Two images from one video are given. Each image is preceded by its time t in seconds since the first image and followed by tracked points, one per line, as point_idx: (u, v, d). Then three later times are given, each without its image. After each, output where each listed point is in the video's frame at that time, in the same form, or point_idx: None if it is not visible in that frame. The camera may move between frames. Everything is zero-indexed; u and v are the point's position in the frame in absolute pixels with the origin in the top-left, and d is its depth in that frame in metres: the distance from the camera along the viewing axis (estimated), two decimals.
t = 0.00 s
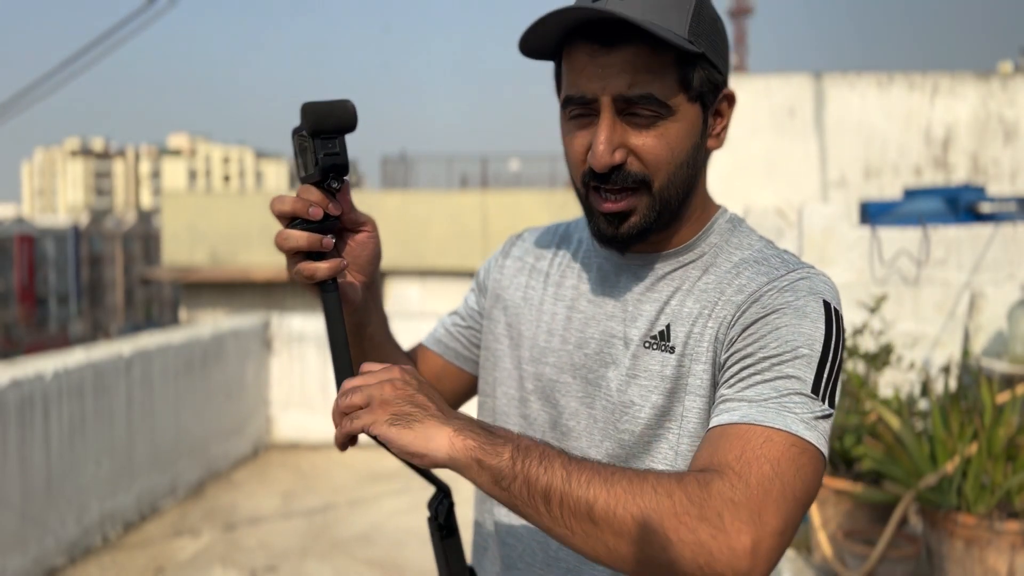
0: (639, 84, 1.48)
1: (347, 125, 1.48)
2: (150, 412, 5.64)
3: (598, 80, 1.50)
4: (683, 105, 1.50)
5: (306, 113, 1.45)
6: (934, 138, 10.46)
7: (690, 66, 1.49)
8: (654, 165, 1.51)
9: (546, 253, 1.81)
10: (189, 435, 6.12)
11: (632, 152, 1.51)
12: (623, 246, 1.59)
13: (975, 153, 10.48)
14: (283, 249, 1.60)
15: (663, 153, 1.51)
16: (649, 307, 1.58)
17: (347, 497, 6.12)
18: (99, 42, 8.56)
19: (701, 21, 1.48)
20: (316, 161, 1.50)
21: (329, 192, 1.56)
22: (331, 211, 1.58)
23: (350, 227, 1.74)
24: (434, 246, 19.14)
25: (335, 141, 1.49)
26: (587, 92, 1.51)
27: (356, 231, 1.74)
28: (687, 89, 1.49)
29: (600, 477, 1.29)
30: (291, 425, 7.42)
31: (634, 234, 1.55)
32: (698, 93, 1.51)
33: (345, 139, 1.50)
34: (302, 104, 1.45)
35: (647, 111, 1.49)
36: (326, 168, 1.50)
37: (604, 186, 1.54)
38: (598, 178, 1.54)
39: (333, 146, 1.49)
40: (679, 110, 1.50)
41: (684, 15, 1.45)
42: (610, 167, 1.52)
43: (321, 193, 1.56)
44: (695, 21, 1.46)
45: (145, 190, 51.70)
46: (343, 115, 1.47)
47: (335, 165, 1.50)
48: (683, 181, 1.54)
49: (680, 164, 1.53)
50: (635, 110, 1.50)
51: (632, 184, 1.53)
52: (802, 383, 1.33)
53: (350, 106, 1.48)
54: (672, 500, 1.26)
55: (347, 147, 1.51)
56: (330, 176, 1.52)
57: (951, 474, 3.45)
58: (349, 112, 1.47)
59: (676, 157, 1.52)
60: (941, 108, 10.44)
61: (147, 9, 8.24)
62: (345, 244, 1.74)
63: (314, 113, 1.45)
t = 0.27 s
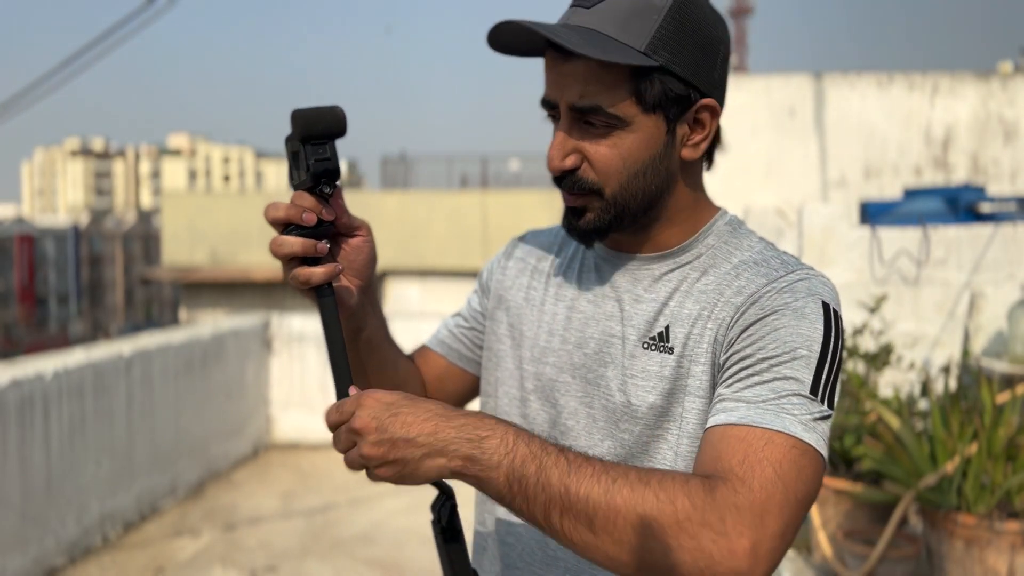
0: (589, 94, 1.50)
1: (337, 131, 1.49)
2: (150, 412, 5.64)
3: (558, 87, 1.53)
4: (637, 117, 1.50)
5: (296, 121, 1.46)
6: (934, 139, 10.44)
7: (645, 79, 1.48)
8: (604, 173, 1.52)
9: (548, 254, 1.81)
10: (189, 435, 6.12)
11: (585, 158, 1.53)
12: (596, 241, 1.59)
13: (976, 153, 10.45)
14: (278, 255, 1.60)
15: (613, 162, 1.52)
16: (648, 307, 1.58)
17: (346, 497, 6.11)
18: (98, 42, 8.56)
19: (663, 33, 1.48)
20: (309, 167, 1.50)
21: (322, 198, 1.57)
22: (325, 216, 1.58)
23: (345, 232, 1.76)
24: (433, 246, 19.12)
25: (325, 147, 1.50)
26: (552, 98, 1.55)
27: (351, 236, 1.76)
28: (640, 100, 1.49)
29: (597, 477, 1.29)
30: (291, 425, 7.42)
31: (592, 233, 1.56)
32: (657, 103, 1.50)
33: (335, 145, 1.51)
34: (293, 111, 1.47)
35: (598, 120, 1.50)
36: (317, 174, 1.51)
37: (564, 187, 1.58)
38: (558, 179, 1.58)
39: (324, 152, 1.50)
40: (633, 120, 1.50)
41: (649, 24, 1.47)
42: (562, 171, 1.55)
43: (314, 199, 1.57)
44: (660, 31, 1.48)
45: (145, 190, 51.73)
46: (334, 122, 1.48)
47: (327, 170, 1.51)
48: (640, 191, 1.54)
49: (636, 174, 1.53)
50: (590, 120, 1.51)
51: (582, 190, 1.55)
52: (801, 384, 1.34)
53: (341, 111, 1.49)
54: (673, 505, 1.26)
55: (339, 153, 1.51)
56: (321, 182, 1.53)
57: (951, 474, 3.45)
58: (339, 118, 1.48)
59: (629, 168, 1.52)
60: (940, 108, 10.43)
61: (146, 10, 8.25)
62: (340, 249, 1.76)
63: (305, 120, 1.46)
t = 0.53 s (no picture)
0: (588, 113, 1.49)
1: (338, 130, 1.49)
2: (150, 412, 5.64)
3: (556, 109, 1.53)
4: (638, 129, 1.49)
5: (297, 117, 1.46)
6: (934, 139, 10.44)
7: (644, 93, 1.48)
8: (611, 189, 1.52)
9: (553, 255, 1.81)
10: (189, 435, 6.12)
11: (591, 175, 1.53)
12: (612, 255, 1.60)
13: (976, 153, 10.43)
14: (276, 252, 1.60)
15: (620, 176, 1.51)
16: (653, 307, 1.58)
17: (346, 497, 6.11)
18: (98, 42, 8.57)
19: (655, 46, 1.48)
20: (308, 166, 1.51)
21: (320, 197, 1.57)
22: (323, 214, 1.58)
23: (345, 232, 1.76)
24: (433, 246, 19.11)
25: (325, 145, 1.50)
26: (550, 118, 1.55)
27: (351, 236, 1.76)
28: (640, 113, 1.49)
29: (592, 473, 1.30)
30: (291, 425, 7.42)
31: (604, 246, 1.57)
32: (658, 114, 1.50)
33: (336, 144, 1.50)
34: (295, 109, 1.46)
35: (599, 138, 1.50)
36: (316, 172, 1.51)
37: (572, 205, 1.58)
38: (564, 196, 1.58)
39: (323, 151, 1.50)
40: (635, 134, 1.49)
41: (642, 37, 1.48)
42: (569, 190, 1.55)
43: (312, 196, 1.57)
44: (654, 43, 1.48)
45: (145, 190, 51.76)
46: (334, 121, 1.48)
47: (326, 169, 1.51)
48: (649, 201, 1.54)
49: (642, 185, 1.53)
50: (591, 137, 1.51)
51: (591, 206, 1.55)
52: (801, 379, 1.33)
53: (342, 110, 1.49)
54: (667, 499, 1.26)
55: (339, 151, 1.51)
56: (321, 180, 1.53)
57: (951, 474, 3.45)
58: (340, 116, 1.48)
59: (634, 180, 1.52)
60: (940, 108, 10.42)
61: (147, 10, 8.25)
62: (340, 248, 1.76)
63: (305, 117, 1.46)
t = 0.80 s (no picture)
0: (591, 127, 1.50)
1: (335, 106, 1.49)
2: (150, 412, 5.64)
3: (556, 124, 1.53)
4: (642, 140, 1.50)
5: (295, 91, 1.47)
6: (934, 138, 10.43)
7: (645, 105, 1.48)
8: (618, 200, 1.52)
9: (553, 254, 1.81)
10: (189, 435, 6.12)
11: (596, 187, 1.53)
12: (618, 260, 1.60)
13: (976, 153, 10.42)
14: (270, 228, 1.60)
15: (627, 187, 1.51)
16: (655, 311, 1.58)
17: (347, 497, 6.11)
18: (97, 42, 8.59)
19: (655, 58, 1.49)
20: (304, 140, 1.50)
21: (317, 173, 1.57)
22: (319, 191, 1.59)
23: (339, 212, 1.76)
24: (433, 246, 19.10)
25: (321, 120, 1.50)
26: (552, 132, 1.55)
27: (345, 215, 1.76)
28: (643, 124, 1.49)
29: (635, 522, 1.31)
30: (291, 424, 7.42)
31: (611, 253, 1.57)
32: (661, 124, 1.50)
33: (333, 119, 1.51)
34: (292, 83, 1.47)
35: (604, 151, 1.50)
36: (312, 147, 1.51)
37: (579, 216, 1.58)
38: (571, 210, 1.58)
39: (319, 126, 1.50)
40: (640, 144, 1.50)
41: (639, 49, 1.48)
42: (575, 203, 1.55)
43: (308, 173, 1.57)
44: (652, 55, 1.48)
45: (145, 189, 51.75)
46: (331, 97, 1.49)
47: (323, 144, 1.50)
48: (656, 209, 1.53)
49: (649, 194, 1.52)
50: (595, 150, 1.51)
51: (598, 216, 1.55)
52: (820, 398, 1.34)
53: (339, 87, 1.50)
54: (708, 540, 1.29)
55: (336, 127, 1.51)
56: (317, 156, 1.53)
57: (951, 473, 3.46)
58: (337, 92, 1.49)
59: (641, 190, 1.52)
60: (940, 108, 10.42)
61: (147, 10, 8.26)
62: (334, 228, 1.76)
63: (303, 92, 1.47)
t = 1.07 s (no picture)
0: (590, 124, 1.50)
1: (343, 104, 1.48)
2: (150, 412, 5.64)
3: (559, 118, 1.54)
4: (640, 141, 1.50)
5: (305, 86, 1.46)
6: (934, 138, 10.43)
7: (645, 107, 1.48)
8: (613, 198, 1.52)
9: (551, 255, 1.81)
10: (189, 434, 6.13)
11: (591, 183, 1.53)
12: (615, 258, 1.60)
13: (976, 153, 10.42)
14: (270, 220, 1.60)
15: (622, 187, 1.52)
16: (660, 310, 1.58)
17: (347, 497, 6.11)
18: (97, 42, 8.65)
19: (661, 60, 1.48)
20: (311, 135, 1.50)
21: (321, 169, 1.56)
22: (323, 187, 1.58)
23: (341, 209, 1.74)
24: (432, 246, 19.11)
25: (329, 117, 1.49)
26: (554, 126, 1.56)
27: (347, 213, 1.74)
28: (643, 126, 1.49)
29: (659, 537, 1.29)
30: (291, 424, 7.42)
31: (607, 252, 1.57)
32: (660, 129, 1.50)
33: (340, 116, 1.50)
34: (304, 77, 1.46)
35: (602, 148, 1.51)
36: (317, 142, 1.50)
37: (575, 211, 1.59)
38: (567, 203, 1.58)
39: (326, 122, 1.49)
40: (638, 146, 1.50)
41: (645, 51, 1.48)
42: (570, 197, 1.56)
43: (313, 167, 1.56)
44: (657, 57, 1.48)
45: (145, 189, 51.76)
46: (341, 94, 1.47)
47: (327, 140, 1.50)
48: (652, 209, 1.53)
49: (644, 196, 1.53)
50: (593, 147, 1.52)
51: (593, 212, 1.55)
52: (833, 392, 1.33)
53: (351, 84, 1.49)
54: (732, 548, 1.27)
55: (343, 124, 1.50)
56: (322, 151, 1.52)
57: (951, 473, 3.46)
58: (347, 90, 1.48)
59: (637, 190, 1.52)
60: (940, 108, 10.42)
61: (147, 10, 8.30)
62: (335, 224, 1.74)
63: (313, 86, 1.46)
